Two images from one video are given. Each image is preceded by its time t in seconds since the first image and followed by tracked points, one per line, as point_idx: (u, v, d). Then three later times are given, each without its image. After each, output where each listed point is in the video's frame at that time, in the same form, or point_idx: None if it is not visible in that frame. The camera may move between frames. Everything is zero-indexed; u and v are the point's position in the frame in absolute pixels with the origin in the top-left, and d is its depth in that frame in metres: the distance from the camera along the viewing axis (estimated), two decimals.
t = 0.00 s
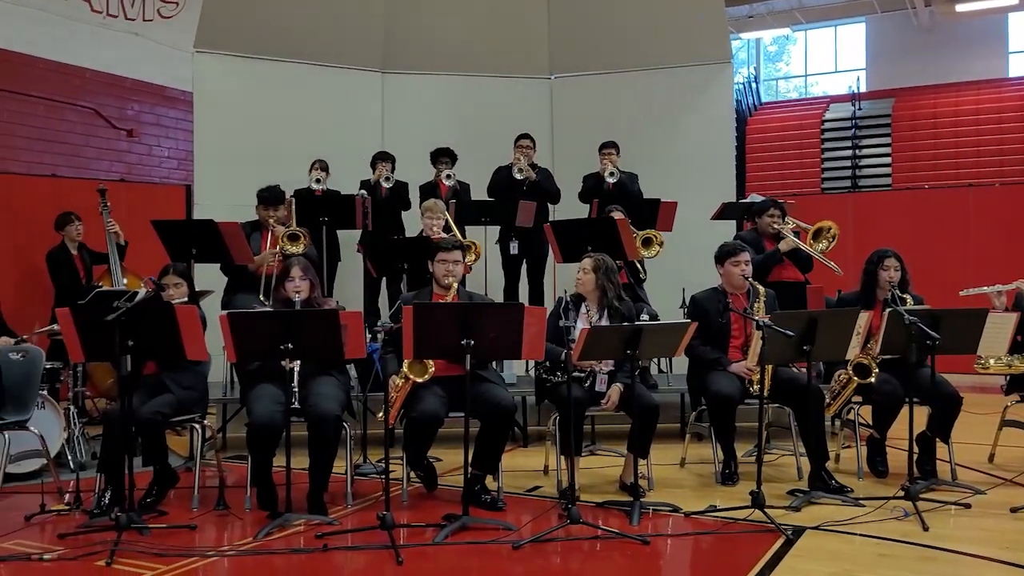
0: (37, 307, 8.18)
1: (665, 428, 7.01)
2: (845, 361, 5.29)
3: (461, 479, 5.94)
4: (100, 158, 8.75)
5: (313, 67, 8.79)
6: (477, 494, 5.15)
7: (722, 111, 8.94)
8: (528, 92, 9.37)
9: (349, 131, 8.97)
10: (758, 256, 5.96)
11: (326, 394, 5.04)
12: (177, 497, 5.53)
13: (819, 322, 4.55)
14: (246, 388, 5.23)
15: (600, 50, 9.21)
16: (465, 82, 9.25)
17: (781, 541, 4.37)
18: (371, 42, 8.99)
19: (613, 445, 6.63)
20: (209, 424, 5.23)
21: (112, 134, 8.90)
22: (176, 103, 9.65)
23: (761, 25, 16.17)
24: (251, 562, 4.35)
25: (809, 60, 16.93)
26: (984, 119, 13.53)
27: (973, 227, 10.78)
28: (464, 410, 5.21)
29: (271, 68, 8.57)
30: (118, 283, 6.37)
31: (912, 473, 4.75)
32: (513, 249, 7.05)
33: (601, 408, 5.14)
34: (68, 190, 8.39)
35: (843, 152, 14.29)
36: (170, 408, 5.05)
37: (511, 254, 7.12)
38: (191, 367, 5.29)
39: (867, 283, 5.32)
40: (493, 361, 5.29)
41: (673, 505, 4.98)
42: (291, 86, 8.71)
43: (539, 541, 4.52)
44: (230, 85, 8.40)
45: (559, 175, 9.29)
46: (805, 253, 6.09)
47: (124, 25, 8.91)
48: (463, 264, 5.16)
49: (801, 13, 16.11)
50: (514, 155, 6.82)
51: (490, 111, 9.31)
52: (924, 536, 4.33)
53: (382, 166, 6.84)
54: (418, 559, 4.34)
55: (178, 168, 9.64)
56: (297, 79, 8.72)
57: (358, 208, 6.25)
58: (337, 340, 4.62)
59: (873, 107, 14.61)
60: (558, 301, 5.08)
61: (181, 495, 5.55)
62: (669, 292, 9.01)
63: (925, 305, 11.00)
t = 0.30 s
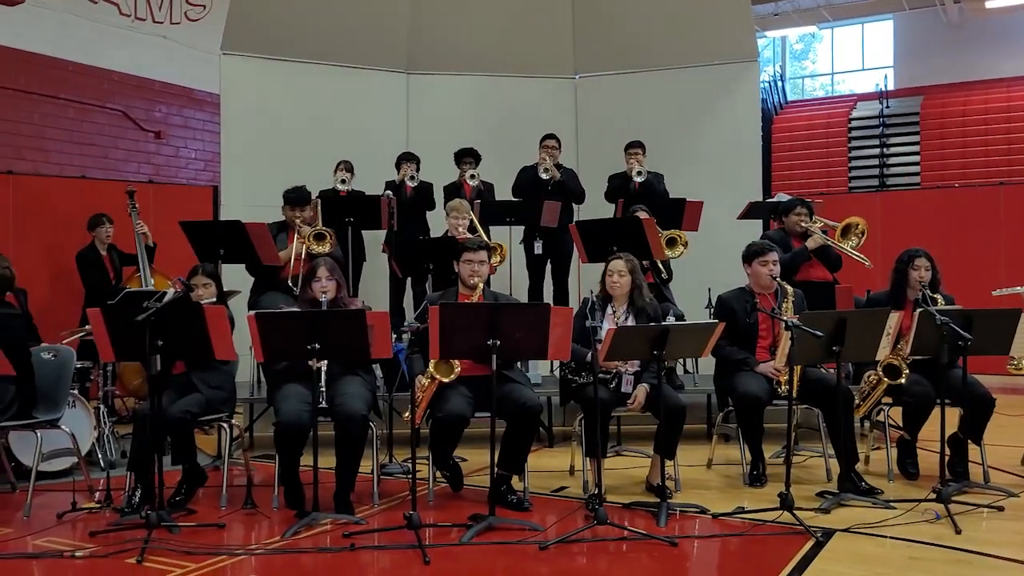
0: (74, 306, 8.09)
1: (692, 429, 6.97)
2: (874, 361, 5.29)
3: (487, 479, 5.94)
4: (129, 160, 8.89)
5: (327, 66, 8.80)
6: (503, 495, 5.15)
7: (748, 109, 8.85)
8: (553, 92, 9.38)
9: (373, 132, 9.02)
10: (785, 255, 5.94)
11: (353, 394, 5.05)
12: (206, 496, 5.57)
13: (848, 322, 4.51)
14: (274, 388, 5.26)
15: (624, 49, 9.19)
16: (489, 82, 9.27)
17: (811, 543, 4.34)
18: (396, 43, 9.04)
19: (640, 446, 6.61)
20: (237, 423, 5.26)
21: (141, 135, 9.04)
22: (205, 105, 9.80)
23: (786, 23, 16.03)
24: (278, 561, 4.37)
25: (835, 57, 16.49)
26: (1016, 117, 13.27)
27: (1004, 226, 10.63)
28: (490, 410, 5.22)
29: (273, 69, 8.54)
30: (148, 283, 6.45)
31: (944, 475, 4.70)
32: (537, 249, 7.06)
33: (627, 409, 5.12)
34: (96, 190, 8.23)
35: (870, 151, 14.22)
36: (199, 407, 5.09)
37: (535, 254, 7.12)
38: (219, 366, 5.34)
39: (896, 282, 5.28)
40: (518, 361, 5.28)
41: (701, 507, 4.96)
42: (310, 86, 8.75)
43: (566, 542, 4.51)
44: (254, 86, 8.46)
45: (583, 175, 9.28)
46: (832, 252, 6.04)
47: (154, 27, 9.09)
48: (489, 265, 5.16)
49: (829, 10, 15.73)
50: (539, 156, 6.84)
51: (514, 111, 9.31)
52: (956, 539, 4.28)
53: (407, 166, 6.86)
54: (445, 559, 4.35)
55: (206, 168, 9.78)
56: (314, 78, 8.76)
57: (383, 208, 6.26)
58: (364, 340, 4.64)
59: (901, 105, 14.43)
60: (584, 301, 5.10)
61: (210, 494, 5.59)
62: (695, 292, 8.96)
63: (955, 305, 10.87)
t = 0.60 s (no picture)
0: (98, 306, 8.21)
1: (714, 430, 6.96)
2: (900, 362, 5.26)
3: (509, 479, 5.95)
4: (152, 161, 8.79)
5: (344, 67, 8.92)
6: (525, 495, 5.15)
7: (771, 108, 8.79)
8: (574, 91, 9.39)
9: (394, 132, 9.10)
10: (809, 254, 5.91)
11: (375, 394, 5.07)
12: (230, 494, 5.61)
13: (874, 322, 4.47)
14: (298, 388, 5.29)
15: (646, 49, 9.19)
16: (511, 82, 9.30)
17: (836, 545, 4.30)
18: (417, 43, 9.10)
19: (663, 447, 6.61)
20: (261, 423, 5.30)
21: (163, 137, 8.94)
22: (227, 106, 9.60)
23: (808, 21, 15.91)
24: (301, 559, 4.39)
25: (858, 56, 16.44)
26: None
27: None
28: (512, 410, 5.22)
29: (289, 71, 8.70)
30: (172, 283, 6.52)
31: (971, 476, 4.66)
32: (558, 249, 7.06)
33: (649, 409, 5.11)
34: (122, 191, 8.36)
35: (894, 150, 14.07)
36: (224, 406, 5.13)
37: (556, 254, 7.12)
38: (243, 365, 5.37)
39: (923, 282, 5.25)
40: (541, 362, 5.28)
41: (724, 508, 4.94)
42: (329, 86, 8.90)
43: (589, 542, 4.50)
44: (273, 88, 8.63)
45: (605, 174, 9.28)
46: (857, 251, 6.00)
47: (175, 30, 8.99)
48: (511, 265, 5.16)
49: (851, 8, 15.63)
50: (561, 156, 6.86)
51: (536, 111, 9.34)
52: (984, 542, 4.23)
53: (428, 167, 6.91)
54: (468, 558, 4.35)
55: (230, 169, 9.55)
56: (332, 79, 8.88)
57: (405, 208, 6.28)
58: (386, 339, 4.65)
59: (925, 104, 14.34)
60: (605, 302, 5.09)
61: (234, 493, 5.63)
62: (717, 292, 8.93)
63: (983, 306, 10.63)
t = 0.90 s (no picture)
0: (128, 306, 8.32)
1: (741, 431, 6.93)
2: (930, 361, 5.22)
3: (535, 478, 5.96)
4: (179, 161, 8.70)
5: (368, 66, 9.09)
6: (551, 494, 5.15)
7: (798, 105, 8.72)
8: (599, 89, 9.40)
9: (418, 131, 9.20)
10: (837, 253, 5.87)
11: (401, 393, 5.09)
12: (257, 492, 5.65)
13: (904, 322, 4.42)
14: (325, 387, 5.32)
15: (671, 47, 9.17)
16: (535, 81, 9.34)
17: (866, 547, 4.26)
18: (442, 42, 9.21)
19: (690, 447, 6.59)
20: (288, 421, 5.34)
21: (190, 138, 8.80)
22: (251, 107, 9.25)
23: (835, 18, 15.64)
24: (327, 557, 4.42)
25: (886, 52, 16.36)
26: None
27: None
28: (538, 410, 5.21)
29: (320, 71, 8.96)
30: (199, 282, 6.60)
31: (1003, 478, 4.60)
32: (582, 248, 7.05)
33: (675, 409, 5.10)
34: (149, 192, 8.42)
35: (923, 147, 13.91)
36: (251, 405, 5.17)
37: (581, 253, 7.12)
38: (270, 364, 5.41)
39: (953, 281, 5.19)
40: (566, 361, 5.28)
41: (751, 508, 4.91)
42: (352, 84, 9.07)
43: (615, 542, 4.49)
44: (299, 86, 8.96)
45: (630, 173, 9.28)
46: (886, 250, 5.95)
47: (202, 32, 8.79)
48: (536, 264, 5.15)
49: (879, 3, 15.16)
50: (585, 154, 6.84)
51: (560, 110, 9.36)
52: (1016, 545, 4.18)
53: (452, 166, 6.90)
54: (494, 557, 4.36)
55: (255, 170, 9.26)
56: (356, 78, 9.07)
57: (430, 208, 6.28)
58: (412, 338, 4.66)
59: (955, 99, 14.07)
60: (632, 301, 5.06)
61: (261, 490, 5.68)
62: (744, 291, 8.87)
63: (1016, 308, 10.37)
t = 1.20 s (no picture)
0: (154, 306, 8.36)
1: (767, 432, 6.89)
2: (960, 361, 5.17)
3: (560, 477, 5.96)
4: (206, 162, 8.78)
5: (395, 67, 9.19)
6: (576, 494, 5.14)
7: (825, 103, 8.65)
8: (623, 88, 9.41)
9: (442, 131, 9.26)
10: (866, 253, 5.82)
11: (426, 392, 5.10)
12: (283, 490, 5.70)
13: (933, 322, 4.37)
14: (350, 386, 5.34)
15: (695, 46, 9.16)
16: (560, 80, 9.39)
17: (896, 548, 4.22)
18: (467, 42, 9.32)
19: (715, 447, 6.56)
20: (313, 420, 5.37)
21: (217, 138, 8.88)
22: (278, 107, 9.37)
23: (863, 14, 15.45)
24: (351, 555, 4.43)
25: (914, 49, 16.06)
26: None
27: None
28: (563, 410, 5.21)
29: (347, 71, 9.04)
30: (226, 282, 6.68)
31: None
32: (606, 247, 7.05)
33: (701, 409, 5.07)
34: (176, 192, 8.47)
35: (951, 147, 13.48)
36: (277, 403, 5.21)
37: (604, 252, 7.12)
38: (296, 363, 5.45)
39: (984, 281, 5.14)
40: (591, 360, 5.27)
41: (779, 509, 4.88)
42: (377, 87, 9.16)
43: (642, 542, 4.47)
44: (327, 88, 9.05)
45: (655, 171, 9.28)
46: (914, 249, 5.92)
47: (229, 33, 8.86)
48: (561, 263, 5.14)
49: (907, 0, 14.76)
50: (609, 153, 6.82)
51: (585, 109, 9.39)
52: None
53: (475, 166, 6.92)
54: (521, 557, 4.35)
55: (280, 170, 9.39)
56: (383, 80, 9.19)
57: (454, 207, 6.28)
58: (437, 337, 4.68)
59: (984, 97, 13.59)
60: (657, 301, 5.05)
61: (287, 488, 5.73)
62: (770, 290, 8.81)
63: None
